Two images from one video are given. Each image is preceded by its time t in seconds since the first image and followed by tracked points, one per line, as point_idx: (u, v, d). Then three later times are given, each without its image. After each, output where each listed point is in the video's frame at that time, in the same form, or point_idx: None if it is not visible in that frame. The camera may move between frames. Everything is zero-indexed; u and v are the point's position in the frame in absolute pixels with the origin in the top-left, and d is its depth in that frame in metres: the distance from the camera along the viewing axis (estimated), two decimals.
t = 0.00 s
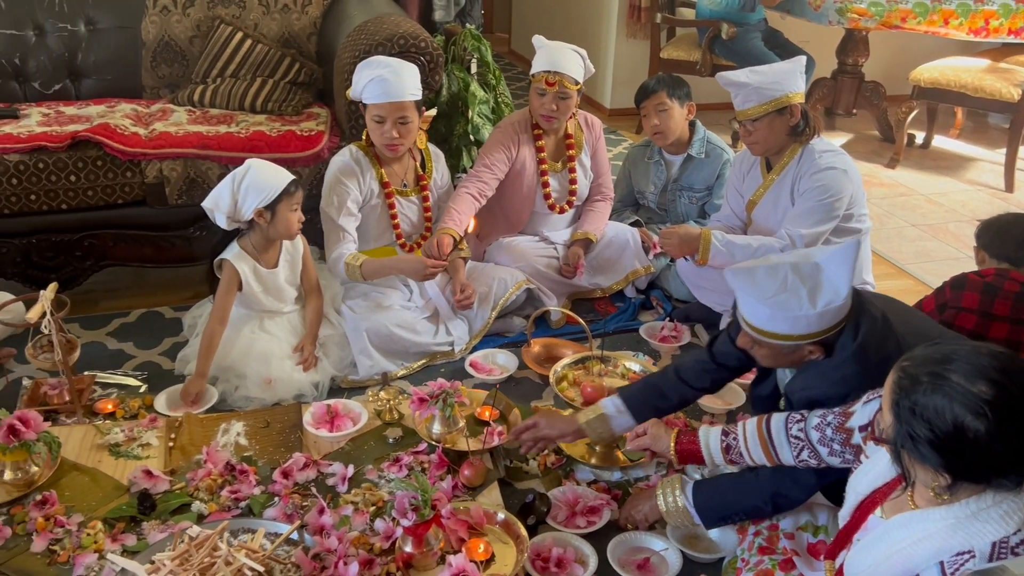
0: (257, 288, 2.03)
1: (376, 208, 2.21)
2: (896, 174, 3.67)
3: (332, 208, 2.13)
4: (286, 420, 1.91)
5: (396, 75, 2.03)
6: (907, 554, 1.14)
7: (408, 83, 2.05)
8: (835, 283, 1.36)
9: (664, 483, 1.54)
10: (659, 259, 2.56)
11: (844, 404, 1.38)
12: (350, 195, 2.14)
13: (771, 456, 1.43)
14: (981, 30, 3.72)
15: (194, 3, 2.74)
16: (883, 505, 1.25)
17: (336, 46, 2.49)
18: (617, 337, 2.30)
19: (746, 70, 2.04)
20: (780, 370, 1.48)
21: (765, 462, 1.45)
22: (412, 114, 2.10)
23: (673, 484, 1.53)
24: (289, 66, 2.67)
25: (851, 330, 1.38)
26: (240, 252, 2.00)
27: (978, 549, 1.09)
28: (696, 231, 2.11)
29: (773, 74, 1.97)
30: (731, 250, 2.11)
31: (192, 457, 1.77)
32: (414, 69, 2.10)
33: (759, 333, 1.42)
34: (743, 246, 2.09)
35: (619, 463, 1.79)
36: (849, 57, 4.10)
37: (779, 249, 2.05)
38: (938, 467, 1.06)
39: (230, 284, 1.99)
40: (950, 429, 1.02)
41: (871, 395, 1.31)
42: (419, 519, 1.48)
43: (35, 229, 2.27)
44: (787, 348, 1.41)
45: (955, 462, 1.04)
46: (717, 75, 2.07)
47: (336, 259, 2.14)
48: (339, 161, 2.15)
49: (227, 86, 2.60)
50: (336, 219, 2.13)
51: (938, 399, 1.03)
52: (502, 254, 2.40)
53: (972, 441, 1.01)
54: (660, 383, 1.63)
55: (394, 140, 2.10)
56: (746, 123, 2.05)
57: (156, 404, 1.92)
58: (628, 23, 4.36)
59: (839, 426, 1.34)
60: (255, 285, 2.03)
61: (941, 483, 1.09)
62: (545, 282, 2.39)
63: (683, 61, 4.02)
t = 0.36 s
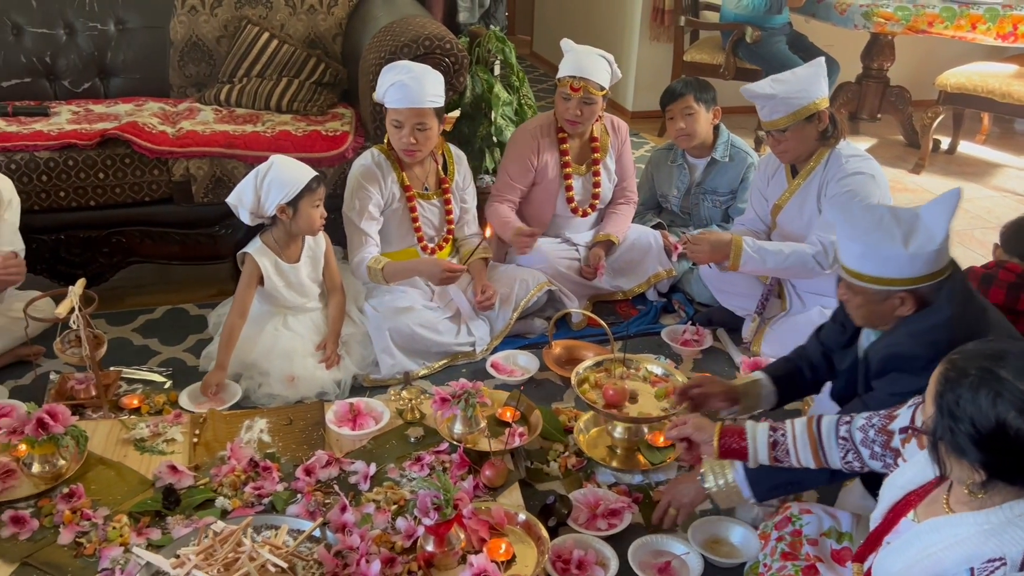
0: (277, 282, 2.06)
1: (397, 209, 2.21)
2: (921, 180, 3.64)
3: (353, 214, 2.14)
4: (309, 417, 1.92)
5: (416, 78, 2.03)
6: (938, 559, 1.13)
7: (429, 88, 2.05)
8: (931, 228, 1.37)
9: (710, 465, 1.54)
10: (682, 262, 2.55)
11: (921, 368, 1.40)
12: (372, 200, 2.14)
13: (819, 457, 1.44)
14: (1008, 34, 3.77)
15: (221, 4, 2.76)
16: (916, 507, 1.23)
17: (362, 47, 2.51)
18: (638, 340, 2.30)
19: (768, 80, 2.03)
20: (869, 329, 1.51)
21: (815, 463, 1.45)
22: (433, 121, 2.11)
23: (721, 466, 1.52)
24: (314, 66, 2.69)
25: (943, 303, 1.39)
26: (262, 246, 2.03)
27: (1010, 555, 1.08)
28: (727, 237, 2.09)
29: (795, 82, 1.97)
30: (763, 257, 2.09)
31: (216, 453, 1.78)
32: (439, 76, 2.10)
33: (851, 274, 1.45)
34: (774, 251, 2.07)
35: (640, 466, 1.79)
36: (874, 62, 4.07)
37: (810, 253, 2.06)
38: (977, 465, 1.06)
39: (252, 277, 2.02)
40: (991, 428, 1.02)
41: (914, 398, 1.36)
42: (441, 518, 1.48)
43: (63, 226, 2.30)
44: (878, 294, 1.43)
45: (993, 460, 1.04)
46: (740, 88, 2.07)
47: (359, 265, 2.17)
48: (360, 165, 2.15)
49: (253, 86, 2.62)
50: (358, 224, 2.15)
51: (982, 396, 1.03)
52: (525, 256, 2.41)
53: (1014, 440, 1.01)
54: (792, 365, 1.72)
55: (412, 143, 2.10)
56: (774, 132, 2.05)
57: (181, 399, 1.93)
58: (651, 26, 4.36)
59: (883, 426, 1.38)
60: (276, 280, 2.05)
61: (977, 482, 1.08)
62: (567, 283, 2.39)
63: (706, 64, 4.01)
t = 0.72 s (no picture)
0: (298, 276, 2.07)
1: (418, 216, 2.22)
2: (947, 185, 3.61)
3: (375, 222, 2.15)
4: (331, 415, 1.93)
5: (441, 93, 2.02)
6: (959, 551, 1.11)
7: (454, 105, 2.03)
8: None
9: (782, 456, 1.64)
10: (704, 265, 2.55)
11: None
12: (393, 211, 2.16)
13: (877, 445, 1.51)
14: None
15: (249, 3, 2.79)
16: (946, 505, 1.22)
17: (388, 47, 2.52)
18: (660, 343, 2.30)
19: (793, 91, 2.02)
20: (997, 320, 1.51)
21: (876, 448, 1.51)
22: (458, 140, 2.09)
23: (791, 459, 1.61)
24: (340, 66, 2.70)
25: None
26: (285, 241, 2.05)
27: None
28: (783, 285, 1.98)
29: (821, 93, 1.96)
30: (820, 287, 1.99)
31: (240, 449, 1.79)
32: (468, 92, 2.08)
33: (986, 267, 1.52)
34: (831, 280, 1.97)
35: (662, 470, 1.79)
36: (900, 66, 4.05)
37: (864, 271, 1.96)
38: (993, 443, 1.05)
39: (274, 271, 2.04)
40: (1004, 402, 1.01)
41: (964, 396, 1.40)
42: (464, 518, 1.49)
43: (91, 221, 2.33)
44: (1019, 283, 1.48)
45: (1008, 437, 1.03)
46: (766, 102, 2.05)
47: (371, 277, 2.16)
48: (385, 174, 2.16)
49: (280, 85, 2.64)
50: (377, 234, 2.16)
51: (995, 365, 1.03)
52: (547, 258, 2.41)
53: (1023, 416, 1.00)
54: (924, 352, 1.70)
55: (433, 158, 2.09)
56: (803, 145, 2.04)
57: (204, 394, 1.95)
58: (676, 28, 4.35)
59: (935, 422, 1.47)
60: (299, 274, 2.07)
61: (993, 462, 1.08)
62: (589, 285, 2.38)
63: (731, 66, 4.00)
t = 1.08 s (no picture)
0: (319, 272, 2.09)
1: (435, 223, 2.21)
2: (971, 189, 3.58)
3: (392, 229, 2.15)
4: (351, 411, 1.94)
5: (456, 105, 2.00)
6: (959, 527, 1.16)
7: (469, 118, 2.01)
8: None
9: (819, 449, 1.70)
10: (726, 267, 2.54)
11: None
12: (410, 218, 2.16)
13: (906, 428, 1.55)
14: None
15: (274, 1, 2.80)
16: (949, 492, 1.25)
17: (411, 46, 2.53)
18: (680, 345, 2.29)
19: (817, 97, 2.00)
20: None
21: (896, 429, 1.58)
22: (473, 154, 2.07)
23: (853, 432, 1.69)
24: (363, 64, 2.71)
25: None
26: (308, 238, 2.08)
27: (1021, 514, 1.11)
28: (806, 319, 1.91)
29: (846, 99, 1.94)
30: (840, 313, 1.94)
31: (260, 444, 1.81)
32: (486, 104, 2.06)
33: None
34: (850, 307, 1.93)
35: (681, 472, 1.78)
36: (925, 68, 4.03)
37: (879, 289, 1.93)
38: (982, 411, 1.13)
39: (295, 266, 2.06)
40: (987, 370, 1.10)
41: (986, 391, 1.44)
42: (483, 516, 1.49)
43: (116, 216, 2.36)
44: None
45: (994, 405, 1.11)
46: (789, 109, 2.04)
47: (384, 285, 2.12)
48: (403, 182, 2.16)
49: (303, 82, 2.65)
50: (392, 241, 2.15)
51: (979, 335, 1.12)
52: (566, 258, 2.42)
53: (1005, 382, 1.09)
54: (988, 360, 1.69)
55: (445, 171, 2.07)
56: (827, 151, 2.03)
57: (226, 389, 1.96)
58: (698, 28, 4.34)
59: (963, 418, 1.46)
60: (319, 270, 2.09)
61: (981, 432, 1.16)
62: (609, 285, 2.38)
63: (753, 67, 3.98)
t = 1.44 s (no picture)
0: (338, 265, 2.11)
1: (445, 221, 2.21)
2: (1000, 191, 3.53)
3: (397, 220, 2.15)
4: (371, 404, 1.95)
5: (465, 104, 1.99)
6: (952, 495, 1.18)
7: (477, 116, 2.00)
8: None
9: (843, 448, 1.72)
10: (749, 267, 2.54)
11: None
12: (421, 211, 2.16)
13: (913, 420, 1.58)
14: None
15: None
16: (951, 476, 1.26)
17: (435, 41, 2.53)
18: (702, 344, 2.29)
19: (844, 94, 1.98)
20: None
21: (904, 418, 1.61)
22: (481, 153, 2.06)
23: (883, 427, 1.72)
24: (387, 60, 2.71)
25: None
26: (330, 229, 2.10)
27: (1003, 470, 1.12)
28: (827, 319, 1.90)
29: (872, 100, 1.92)
30: (863, 316, 1.92)
31: (282, 435, 1.82)
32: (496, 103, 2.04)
33: None
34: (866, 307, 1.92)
35: (701, 471, 1.77)
36: (955, 68, 4.01)
37: (903, 292, 1.91)
38: (968, 381, 1.17)
39: (314, 255, 2.09)
40: (971, 341, 1.14)
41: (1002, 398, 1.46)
42: (502, 511, 1.51)
43: (143, 207, 2.38)
44: None
45: (979, 373, 1.14)
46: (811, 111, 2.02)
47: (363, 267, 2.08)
48: (417, 178, 2.19)
49: (328, 76, 2.67)
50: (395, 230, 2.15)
51: (962, 310, 1.17)
52: (588, 256, 2.42)
53: (984, 350, 1.13)
54: None
55: (454, 170, 2.05)
56: (853, 155, 2.01)
57: (248, 379, 1.98)
58: (724, 25, 4.31)
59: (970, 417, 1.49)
60: (341, 263, 2.10)
61: (967, 402, 1.19)
62: (631, 284, 2.37)
63: (780, 65, 3.95)
